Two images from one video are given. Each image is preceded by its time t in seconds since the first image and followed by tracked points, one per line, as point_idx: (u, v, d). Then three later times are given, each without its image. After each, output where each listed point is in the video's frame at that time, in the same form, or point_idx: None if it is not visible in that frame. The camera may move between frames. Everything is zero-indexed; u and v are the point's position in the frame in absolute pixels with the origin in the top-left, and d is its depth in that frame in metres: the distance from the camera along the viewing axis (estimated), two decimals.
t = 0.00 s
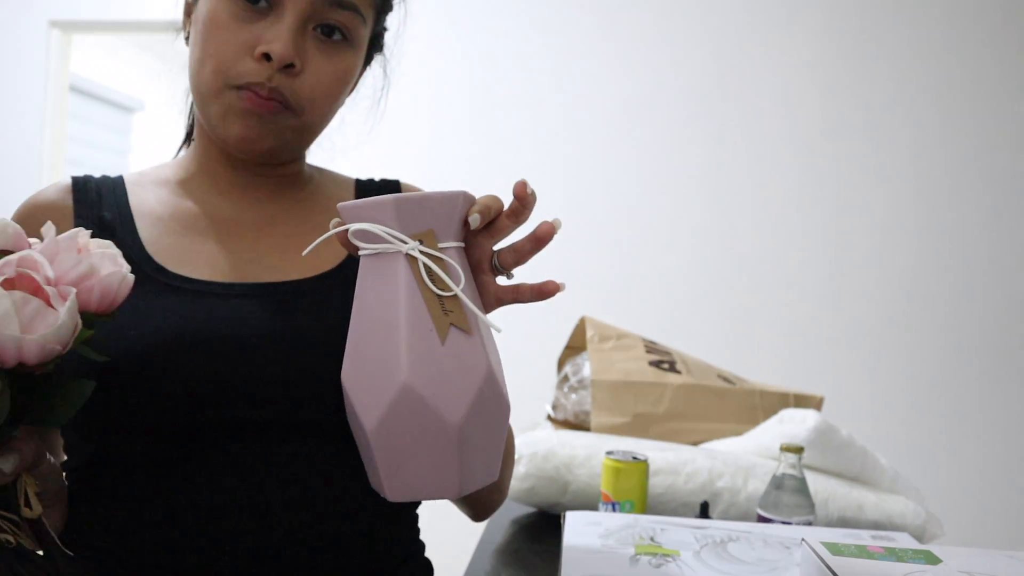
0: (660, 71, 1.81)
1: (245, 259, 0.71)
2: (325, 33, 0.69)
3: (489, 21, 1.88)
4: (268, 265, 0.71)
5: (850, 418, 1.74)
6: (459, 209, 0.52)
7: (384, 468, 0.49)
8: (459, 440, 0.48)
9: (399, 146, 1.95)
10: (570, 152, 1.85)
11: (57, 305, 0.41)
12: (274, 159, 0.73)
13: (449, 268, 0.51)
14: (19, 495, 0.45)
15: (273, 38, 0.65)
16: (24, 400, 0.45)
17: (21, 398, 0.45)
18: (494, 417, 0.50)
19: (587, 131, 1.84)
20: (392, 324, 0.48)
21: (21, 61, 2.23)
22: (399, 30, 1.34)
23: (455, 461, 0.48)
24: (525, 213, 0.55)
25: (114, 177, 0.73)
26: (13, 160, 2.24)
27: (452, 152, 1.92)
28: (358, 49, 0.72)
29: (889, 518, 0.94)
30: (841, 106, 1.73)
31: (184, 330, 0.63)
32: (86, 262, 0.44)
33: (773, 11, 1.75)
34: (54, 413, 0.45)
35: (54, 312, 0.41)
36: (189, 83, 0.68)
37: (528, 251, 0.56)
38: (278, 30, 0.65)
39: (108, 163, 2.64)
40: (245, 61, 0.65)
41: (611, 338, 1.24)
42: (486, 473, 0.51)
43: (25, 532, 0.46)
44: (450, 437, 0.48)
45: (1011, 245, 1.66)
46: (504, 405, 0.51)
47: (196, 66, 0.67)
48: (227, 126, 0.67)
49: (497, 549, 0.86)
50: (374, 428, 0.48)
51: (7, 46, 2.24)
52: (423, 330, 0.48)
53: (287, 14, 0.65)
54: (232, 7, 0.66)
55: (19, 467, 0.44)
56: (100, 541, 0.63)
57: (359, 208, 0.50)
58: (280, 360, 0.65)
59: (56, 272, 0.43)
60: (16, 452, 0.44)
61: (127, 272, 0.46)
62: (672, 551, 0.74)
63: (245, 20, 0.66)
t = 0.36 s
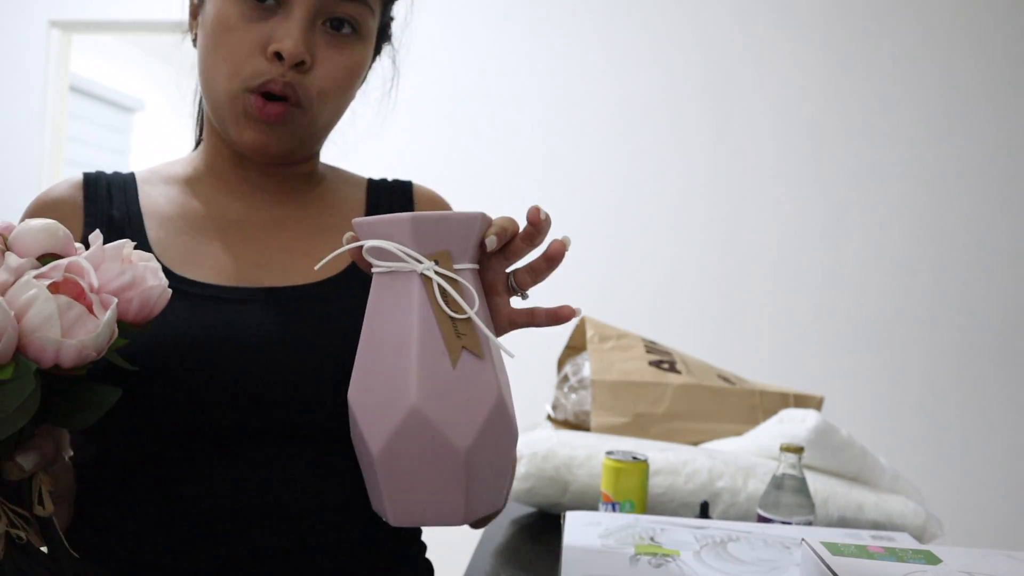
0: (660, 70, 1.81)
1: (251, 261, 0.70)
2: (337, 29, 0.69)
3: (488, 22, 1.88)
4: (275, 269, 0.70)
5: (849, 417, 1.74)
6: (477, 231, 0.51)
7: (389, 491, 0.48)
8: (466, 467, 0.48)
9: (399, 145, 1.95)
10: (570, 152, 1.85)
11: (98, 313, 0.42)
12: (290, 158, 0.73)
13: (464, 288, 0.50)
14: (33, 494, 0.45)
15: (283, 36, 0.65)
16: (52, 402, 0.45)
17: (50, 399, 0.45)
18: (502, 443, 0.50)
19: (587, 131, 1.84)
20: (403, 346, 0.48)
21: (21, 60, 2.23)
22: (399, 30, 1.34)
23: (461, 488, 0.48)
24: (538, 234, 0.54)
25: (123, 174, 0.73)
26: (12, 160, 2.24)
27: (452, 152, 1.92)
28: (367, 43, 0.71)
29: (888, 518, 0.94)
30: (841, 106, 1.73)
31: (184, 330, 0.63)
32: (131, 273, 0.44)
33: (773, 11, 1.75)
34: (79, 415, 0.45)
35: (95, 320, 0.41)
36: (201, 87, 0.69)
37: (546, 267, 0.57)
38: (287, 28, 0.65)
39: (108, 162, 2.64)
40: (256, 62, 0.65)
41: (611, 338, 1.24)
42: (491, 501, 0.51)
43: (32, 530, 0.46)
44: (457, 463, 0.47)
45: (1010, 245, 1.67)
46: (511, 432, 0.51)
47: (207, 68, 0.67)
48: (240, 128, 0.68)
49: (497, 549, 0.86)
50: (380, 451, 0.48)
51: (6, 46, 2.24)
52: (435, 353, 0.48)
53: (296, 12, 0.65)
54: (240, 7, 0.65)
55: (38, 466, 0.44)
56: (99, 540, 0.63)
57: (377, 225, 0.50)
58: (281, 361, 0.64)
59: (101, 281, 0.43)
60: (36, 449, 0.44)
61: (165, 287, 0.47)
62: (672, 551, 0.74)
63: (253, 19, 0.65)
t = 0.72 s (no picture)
0: (660, 69, 1.81)
1: (262, 264, 0.70)
2: (357, 24, 0.68)
3: (488, 22, 1.88)
4: (285, 272, 0.70)
5: (848, 417, 1.74)
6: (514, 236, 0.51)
7: (427, 501, 0.48)
8: (506, 475, 0.48)
9: (399, 145, 1.95)
10: (570, 153, 1.85)
11: (98, 322, 0.42)
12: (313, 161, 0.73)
13: (501, 295, 0.50)
14: (33, 492, 0.45)
15: (312, 41, 0.65)
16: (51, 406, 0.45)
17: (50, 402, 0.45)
18: (536, 449, 0.50)
19: (586, 130, 1.84)
20: (443, 354, 0.47)
21: (21, 61, 2.23)
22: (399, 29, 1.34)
23: (500, 496, 0.48)
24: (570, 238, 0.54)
25: (137, 171, 0.74)
26: (12, 160, 2.24)
27: (452, 153, 1.92)
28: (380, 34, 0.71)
29: (889, 518, 0.94)
30: (841, 105, 1.73)
31: (188, 329, 0.64)
32: (134, 282, 0.44)
33: (774, 12, 1.75)
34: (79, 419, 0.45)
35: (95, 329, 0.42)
36: (230, 97, 0.68)
37: (573, 276, 0.56)
38: (315, 32, 0.65)
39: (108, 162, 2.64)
40: (290, 69, 0.65)
41: (611, 338, 1.25)
42: (523, 507, 0.51)
43: (29, 527, 0.46)
44: (498, 472, 0.47)
45: (1010, 244, 1.67)
46: (543, 438, 0.51)
47: (237, 82, 0.67)
48: (281, 137, 0.68)
49: (497, 549, 0.86)
50: (419, 461, 0.47)
51: (6, 46, 2.24)
52: (475, 361, 0.48)
53: (318, 16, 0.65)
54: (266, 15, 0.66)
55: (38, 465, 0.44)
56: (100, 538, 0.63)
57: (412, 233, 0.48)
58: (285, 362, 0.64)
59: (103, 289, 0.43)
60: (35, 449, 0.44)
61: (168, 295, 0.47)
62: (672, 551, 0.74)
63: (280, 25, 0.65)
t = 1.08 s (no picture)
0: (660, 70, 1.81)
1: (261, 262, 0.70)
2: (345, 18, 0.69)
3: (488, 23, 1.88)
4: (283, 271, 0.70)
5: (849, 417, 1.74)
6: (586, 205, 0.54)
7: (522, 455, 0.51)
8: (592, 428, 0.51)
9: (400, 146, 1.95)
10: (570, 154, 1.85)
11: (99, 310, 0.42)
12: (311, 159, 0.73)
13: (577, 259, 0.53)
14: (27, 482, 0.46)
15: (303, 37, 0.65)
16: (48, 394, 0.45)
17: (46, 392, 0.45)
18: (616, 403, 0.54)
19: (587, 131, 1.84)
20: (532, 316, 0.51)
21: (22, 61, 2.23)
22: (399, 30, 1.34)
23: (590, 448, 0.52)
24: (626, 203, 0.57)
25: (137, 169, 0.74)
26: (13, 161, 2.24)
27: (452, 154, 1.92)
28: (370, 31, 0.71)
29: (888, 518, 0.94)
30: (841, 105, 1.73)
31: (190, 329, 0.64)
32: (133, 270, 0.45)
33: (774, 12, 1.75)
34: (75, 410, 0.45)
35: (95, 317, 0.42)
36: (224, 101, 0.69)
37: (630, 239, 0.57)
38: (305, 29, 0.65)
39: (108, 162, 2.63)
40: (283, 67, 0.65)
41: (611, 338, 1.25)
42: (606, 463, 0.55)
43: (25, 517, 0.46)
44: (586, 424, 0.51)
45: (1009, 244, 1.67)
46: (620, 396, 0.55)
47: (230, 86, 0.67)
48: (277, 137, 0.68)
49: (498, 549, 0.86)
50: (513, 417, 0.51)
51: (7, 47, 2.24)
52: (559, 319, 0.51)
53: (306, 13, 0.66)
54: (256, 16, 0.66)
55: (35, 454, 0.45)
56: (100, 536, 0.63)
57: (490, 200, 0.52)
58: (286, 362, 0.64)
59: (102, 277, 0.44)
60: (32, 438, 0.46)
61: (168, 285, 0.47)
62: (672, 551, 0.74)
63: (270, 26, 0.66)
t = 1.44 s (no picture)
0: (660, 69, 1.81)
1: (260, 256, 0.70)
2: (333, 11, 0.69)
3: (488, 23, 1.88)
4: (281, 264, 0.69)
5: (849, 417, 1.74)
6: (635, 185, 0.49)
7: (582, 442, 0.46)
8: (651, 409, 0.46)
9: (399, 145, 1.95)
10: (571, 154, 1.85)
11: (104, 296, 0.41)
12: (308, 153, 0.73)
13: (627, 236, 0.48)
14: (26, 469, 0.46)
15: (293, 30, 0.65)
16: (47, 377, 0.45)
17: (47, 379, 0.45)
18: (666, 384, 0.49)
19: (587, 131, 1.85)
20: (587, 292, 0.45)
21: (22, 60, 2.23)
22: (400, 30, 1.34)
23: (650, 429, 0.47)
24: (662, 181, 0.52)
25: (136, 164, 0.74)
26: (13, 161, 2.24)
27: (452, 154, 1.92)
28: (360, 23, 0.71)
29: (889, 518, 0.94)
30: (841, 105, 1.73)
31: (188, 327, 0.63)
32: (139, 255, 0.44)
33: (775, 11, 1.75)
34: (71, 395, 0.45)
35: (101, 302, 0.41)
36: (219, 99, 0.69)
37: (667, 217, 0.52)
38: (295, 21, 0.66)
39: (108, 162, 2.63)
40: (274, 60, 0.65)
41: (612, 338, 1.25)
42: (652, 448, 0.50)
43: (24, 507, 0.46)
44: (647, 404, 0.46)
45: (1009, 244, 1.67)
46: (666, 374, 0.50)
47: (224, 83, 0.68)
48: (274, 132, 0.68)
49: (498, 549, 0.86)
50: (573, 398, 0.45)
51: (8, 47, 2.23)
52: (617, 295, 0.46)
53: (295, 6, 0.66)
54: (245, 11, 0.67)
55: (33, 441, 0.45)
56: (101, 533, 0.64)
57: (543, 175, 0.47)
58: (285, 360, 0.64)
59: (109, 263, 0.43)
60: (32, 425, 0.45)
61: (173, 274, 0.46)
62: (672, 551, 0.74)
63: (259, 21, 0.66)
